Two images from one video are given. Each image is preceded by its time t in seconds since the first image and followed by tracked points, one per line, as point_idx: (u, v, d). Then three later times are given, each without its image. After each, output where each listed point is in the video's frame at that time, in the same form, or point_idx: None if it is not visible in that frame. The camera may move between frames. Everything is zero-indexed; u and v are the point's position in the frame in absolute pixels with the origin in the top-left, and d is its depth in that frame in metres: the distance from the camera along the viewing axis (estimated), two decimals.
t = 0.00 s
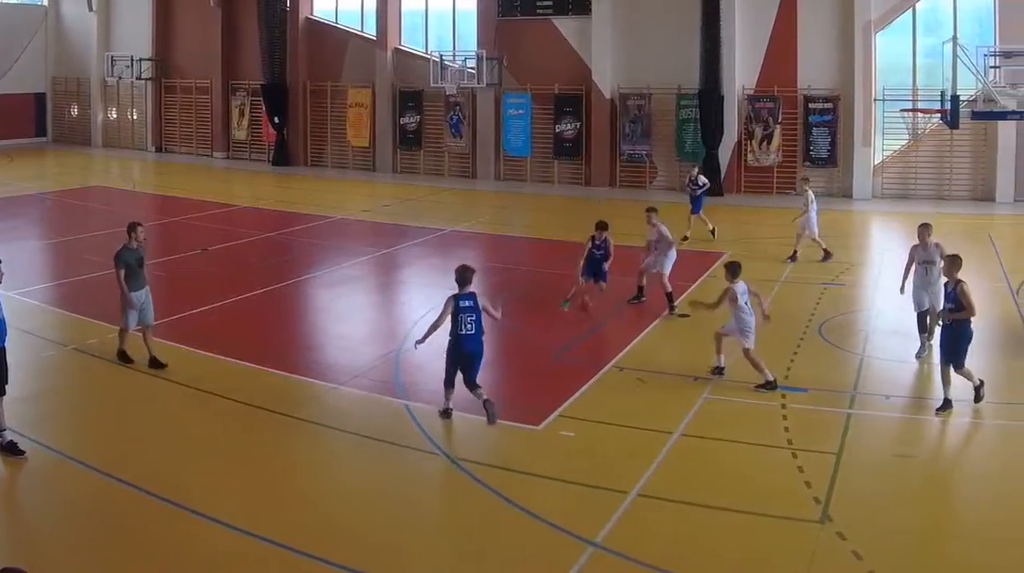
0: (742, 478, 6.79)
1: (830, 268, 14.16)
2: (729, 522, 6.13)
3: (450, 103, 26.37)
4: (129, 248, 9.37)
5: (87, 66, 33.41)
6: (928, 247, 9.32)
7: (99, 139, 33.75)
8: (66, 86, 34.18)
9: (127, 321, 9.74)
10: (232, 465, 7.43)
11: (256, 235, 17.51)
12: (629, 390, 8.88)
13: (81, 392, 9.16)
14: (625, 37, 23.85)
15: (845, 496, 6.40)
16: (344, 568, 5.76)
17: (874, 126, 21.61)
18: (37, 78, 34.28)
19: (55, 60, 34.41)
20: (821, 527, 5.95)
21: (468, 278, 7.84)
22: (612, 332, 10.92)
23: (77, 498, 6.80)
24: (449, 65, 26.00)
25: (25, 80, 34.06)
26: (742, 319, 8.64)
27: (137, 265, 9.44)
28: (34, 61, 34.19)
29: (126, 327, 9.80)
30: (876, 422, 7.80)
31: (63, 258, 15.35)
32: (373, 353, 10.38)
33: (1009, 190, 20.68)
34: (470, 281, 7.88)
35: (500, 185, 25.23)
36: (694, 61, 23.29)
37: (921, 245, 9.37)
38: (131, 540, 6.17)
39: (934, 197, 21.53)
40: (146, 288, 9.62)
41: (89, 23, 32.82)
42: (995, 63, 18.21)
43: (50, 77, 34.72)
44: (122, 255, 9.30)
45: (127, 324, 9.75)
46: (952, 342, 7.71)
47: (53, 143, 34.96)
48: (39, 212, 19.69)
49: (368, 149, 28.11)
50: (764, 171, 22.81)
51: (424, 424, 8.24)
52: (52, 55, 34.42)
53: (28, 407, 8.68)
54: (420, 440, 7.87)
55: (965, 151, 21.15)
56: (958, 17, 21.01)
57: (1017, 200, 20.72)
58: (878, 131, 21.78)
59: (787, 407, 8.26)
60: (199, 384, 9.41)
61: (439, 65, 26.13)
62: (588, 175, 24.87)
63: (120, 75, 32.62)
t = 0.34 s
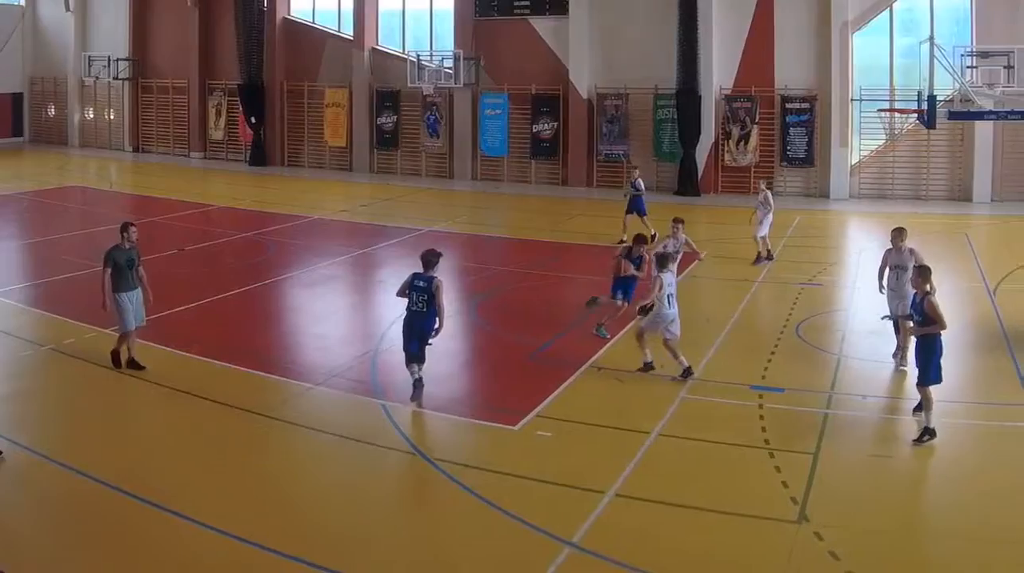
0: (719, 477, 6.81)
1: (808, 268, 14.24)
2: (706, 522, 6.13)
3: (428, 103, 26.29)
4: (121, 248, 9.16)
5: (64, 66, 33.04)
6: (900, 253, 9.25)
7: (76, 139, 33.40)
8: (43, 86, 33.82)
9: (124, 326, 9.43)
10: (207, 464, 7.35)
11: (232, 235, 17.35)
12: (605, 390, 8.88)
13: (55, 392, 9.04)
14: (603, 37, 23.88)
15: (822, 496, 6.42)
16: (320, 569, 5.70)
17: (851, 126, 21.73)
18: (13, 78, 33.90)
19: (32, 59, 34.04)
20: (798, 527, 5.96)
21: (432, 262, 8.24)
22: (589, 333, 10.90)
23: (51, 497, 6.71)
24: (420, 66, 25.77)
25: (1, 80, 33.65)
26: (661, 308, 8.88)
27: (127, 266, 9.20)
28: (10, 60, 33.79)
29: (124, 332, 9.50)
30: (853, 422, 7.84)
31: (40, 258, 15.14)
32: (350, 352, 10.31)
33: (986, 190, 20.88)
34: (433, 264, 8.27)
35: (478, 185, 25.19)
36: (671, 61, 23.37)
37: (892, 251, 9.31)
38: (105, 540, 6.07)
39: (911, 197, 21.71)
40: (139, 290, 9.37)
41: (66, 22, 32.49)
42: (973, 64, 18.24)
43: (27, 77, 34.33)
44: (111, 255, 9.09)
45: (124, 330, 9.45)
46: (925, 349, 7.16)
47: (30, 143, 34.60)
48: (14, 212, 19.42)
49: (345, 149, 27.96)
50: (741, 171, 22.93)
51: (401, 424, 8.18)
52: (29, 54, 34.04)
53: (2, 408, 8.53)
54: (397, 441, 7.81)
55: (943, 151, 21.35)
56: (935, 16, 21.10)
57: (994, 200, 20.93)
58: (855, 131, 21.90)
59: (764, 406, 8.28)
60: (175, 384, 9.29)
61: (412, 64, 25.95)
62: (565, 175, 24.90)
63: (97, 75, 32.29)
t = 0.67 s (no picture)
0: (699, 477, 6.81)
1: (787, 268, 14.30)
2: (685, 521, 6.13)
3: (406, 103, 26.20)
4: (111, 252, 8.85)
5: (43, 66, 32.69)
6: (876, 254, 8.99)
7: (54, 139, 33.03)
8: (20, 87, 33.45)
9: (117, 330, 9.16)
10: (184, 465, 7.26)
11: (211, 235, 17.20)
12: (584, 390, 8.87)
13: (31, 391, 8.92)
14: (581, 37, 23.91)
15: (800, 496, 6.43)
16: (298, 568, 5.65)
17: (829, 126, 21.85)
18: None
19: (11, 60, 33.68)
20: (776, 527, 5.97)
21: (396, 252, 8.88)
22: (568, 333, 10.88)
23: (24, 499, 6.60)
24: (401, 68, 25.80)
25: None
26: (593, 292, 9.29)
27: (119, 270, 8.90)
28: None
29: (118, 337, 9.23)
30: (830, 422, 7.87)
31: (17, 258, 14.94)
32: (328, 352, 10.25)
33: (964, 189, 20.94)
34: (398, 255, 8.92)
35: (455, 185, 25.13)
36: (649, 62, 23.42)
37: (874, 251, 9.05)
38: (78, 541, 5.99)
39: (890, 197, 21.83)
40: (131, 293, 9.05)
41: (45, 23, 32.16)
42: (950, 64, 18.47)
43: (5, 77, 33.96)
44: (103, 260, 8.77)
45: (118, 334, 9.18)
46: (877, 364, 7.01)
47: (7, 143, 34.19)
48: None
49: (323, 149, 27.81)
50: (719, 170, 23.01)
51: (381, 424, 8.13)
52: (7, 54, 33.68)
53: None
54: (376, 441, 7.76)
55: (921, 152, 21.48)
56: (913, 16, 21.30)
57: (972, 200, 21.00)
58: (834, 131, 22.00)
59: (742, 406, 8.29)
60: (154, 384, 9.18)
61: (393, 64, 25.90)
62: (543, 175, 24.89)
63: (75, 74, 31.95)
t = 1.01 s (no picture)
0: (675, 476, 6.83)
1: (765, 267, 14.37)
2: (663, 521, 6.13)
3: (383, 103, 26.12)
4: (102, 255, 8.69)
5: (18, 65, 32.30)
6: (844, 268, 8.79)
7: (30, 139, 32.63)
8: None
9: (105, 333, 8.97)
10: (159, 465, 7.17)
11: (188, 235, 17.04)
12: (561, 390, 8.85)
13: (7, 392, 8.78)
14: (558, 38, 23.90)
15: (777, 495, 6.45)
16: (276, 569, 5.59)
17: (806, 126, 21.97)
18: None
19: None
20: (754, 527, 5.98)
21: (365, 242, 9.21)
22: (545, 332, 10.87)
23: None
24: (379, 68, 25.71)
25: None
26: (543, 283, 9.67)
27: (111, 272, 8.75)
28: None
29: (105, 340, 9.04)
30: (806, 422, 7.90)
31: None
32: (305, 352, 10.18)
33: (941, 190, 21.14)
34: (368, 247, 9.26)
35: (433, 184, 25.06)
36: (626, 63, 23.46)
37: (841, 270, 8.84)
38: (50, 544, 5.89)
39: (867, 197, 21.97)
40: (122, 296, 8.97)
41: (21, 22, 31.78)
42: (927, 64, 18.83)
43: None
44: (95, 262, 8.61)
45: (105, 337, 8.99)
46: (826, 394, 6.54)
47: None
48: None
49: (301, 148, 27.64)
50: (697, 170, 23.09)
51: (357, 424, 8.07)
52: None
53: None
54: (353, 440, 7.70)
55: (897, 152, 21.65)
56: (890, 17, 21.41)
57: (949, 200, 21.19)
58: (811, 131, 22.11)
59: (719, 407, 8.31)
60: (132, 384, 9.07)
61: (371, 64, 25.80)
62: (520, 175, 24.88)
63: (52, 74, 31.59)
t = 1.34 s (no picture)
0: (654, 476, 6.83)
1: (742, 267, 14.44)
2: (641, 521, 6.12)
3: (360, 102, 26.00)
4: (89, 256, 8.59)
5: None
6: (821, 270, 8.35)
7: (6, 139, 32.22)
8: None
9: (89, 335, 8.80)
10: (133, 465, 7.08)
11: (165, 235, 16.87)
12: (539, 390, 8.84)
13: None
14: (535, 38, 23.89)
15: (754, 496, 6.46)
16: (255, 569, 5.53)
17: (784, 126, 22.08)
18: None
19: None
20: (731, 527, 5.99)
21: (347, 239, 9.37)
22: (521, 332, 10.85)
23: None
24: (356, 67, 25.58)
25: None
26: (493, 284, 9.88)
27: (98, 273, 8.64)
28: None
29: (88, 343, 8.88)
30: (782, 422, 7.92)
31: None
32: (281, 352, 10.10)
33: (918, 190, 21.25)
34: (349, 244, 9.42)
35: (409, 184, 24.98)
36: (603, 63, 23.47)
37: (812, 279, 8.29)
38: (21, 546, 5.80)
39: (844, 197, 22.10)
40: (110, 298, 8.84)
41: None
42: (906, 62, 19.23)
43: None
44: (83, 263, 8.50)
45: (89, 340, 8.82)
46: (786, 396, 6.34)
47: None
48: None
49: (277, 148, 27.46)
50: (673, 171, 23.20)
51: (335, 424, 8.00)
52: None
53: None
54: (332, 440, 7.62)
55: (874, 151, 21.77)
56: (868, 17, 21.56)
57: (924, 200, 21.31)
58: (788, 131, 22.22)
59: (696, 407, 8.32)
60: (108, 384, 8.95)
61: (348, 64, 25.67)
62: (496, 175, 24.85)
63: (28, 74, 31.23)
